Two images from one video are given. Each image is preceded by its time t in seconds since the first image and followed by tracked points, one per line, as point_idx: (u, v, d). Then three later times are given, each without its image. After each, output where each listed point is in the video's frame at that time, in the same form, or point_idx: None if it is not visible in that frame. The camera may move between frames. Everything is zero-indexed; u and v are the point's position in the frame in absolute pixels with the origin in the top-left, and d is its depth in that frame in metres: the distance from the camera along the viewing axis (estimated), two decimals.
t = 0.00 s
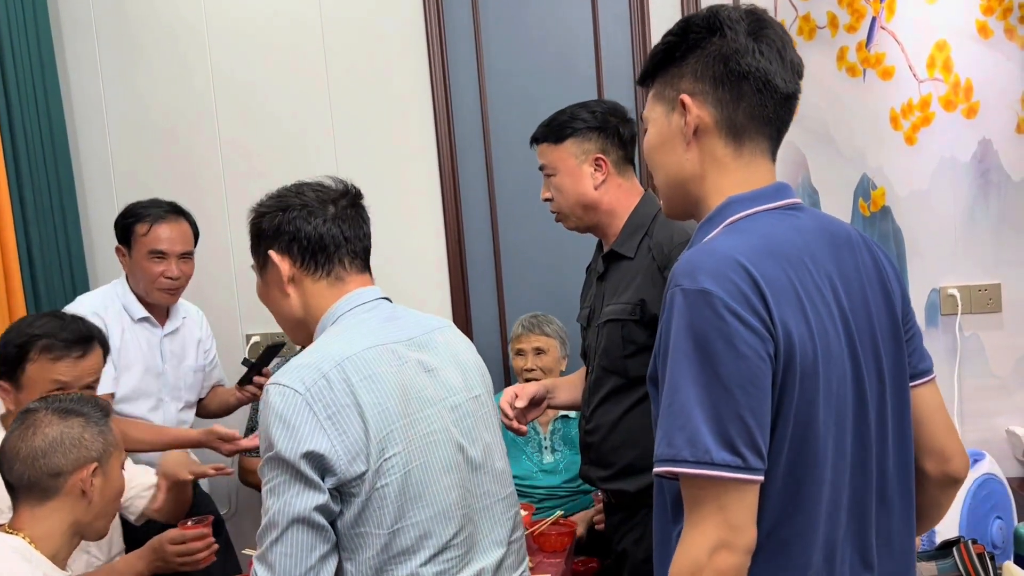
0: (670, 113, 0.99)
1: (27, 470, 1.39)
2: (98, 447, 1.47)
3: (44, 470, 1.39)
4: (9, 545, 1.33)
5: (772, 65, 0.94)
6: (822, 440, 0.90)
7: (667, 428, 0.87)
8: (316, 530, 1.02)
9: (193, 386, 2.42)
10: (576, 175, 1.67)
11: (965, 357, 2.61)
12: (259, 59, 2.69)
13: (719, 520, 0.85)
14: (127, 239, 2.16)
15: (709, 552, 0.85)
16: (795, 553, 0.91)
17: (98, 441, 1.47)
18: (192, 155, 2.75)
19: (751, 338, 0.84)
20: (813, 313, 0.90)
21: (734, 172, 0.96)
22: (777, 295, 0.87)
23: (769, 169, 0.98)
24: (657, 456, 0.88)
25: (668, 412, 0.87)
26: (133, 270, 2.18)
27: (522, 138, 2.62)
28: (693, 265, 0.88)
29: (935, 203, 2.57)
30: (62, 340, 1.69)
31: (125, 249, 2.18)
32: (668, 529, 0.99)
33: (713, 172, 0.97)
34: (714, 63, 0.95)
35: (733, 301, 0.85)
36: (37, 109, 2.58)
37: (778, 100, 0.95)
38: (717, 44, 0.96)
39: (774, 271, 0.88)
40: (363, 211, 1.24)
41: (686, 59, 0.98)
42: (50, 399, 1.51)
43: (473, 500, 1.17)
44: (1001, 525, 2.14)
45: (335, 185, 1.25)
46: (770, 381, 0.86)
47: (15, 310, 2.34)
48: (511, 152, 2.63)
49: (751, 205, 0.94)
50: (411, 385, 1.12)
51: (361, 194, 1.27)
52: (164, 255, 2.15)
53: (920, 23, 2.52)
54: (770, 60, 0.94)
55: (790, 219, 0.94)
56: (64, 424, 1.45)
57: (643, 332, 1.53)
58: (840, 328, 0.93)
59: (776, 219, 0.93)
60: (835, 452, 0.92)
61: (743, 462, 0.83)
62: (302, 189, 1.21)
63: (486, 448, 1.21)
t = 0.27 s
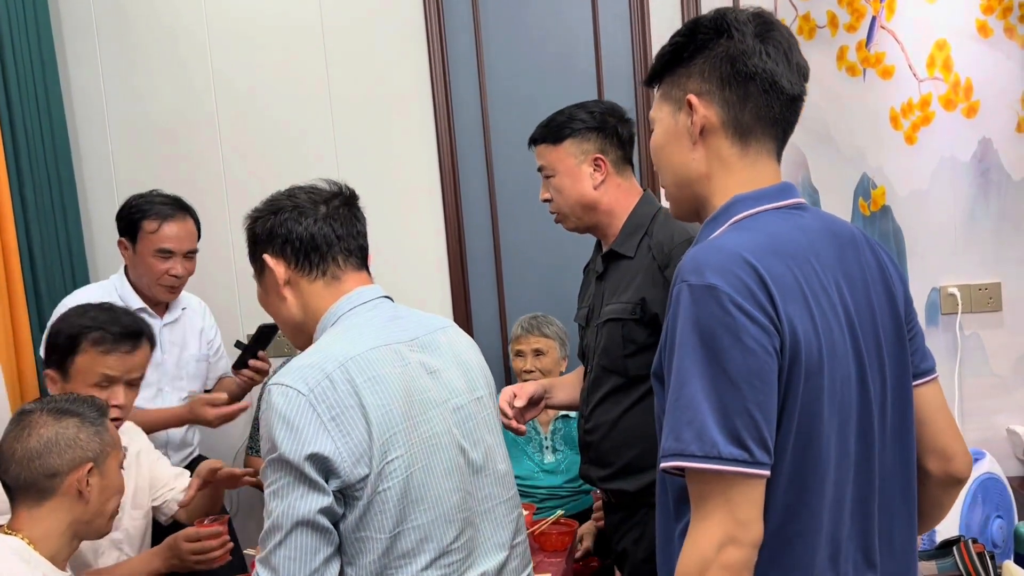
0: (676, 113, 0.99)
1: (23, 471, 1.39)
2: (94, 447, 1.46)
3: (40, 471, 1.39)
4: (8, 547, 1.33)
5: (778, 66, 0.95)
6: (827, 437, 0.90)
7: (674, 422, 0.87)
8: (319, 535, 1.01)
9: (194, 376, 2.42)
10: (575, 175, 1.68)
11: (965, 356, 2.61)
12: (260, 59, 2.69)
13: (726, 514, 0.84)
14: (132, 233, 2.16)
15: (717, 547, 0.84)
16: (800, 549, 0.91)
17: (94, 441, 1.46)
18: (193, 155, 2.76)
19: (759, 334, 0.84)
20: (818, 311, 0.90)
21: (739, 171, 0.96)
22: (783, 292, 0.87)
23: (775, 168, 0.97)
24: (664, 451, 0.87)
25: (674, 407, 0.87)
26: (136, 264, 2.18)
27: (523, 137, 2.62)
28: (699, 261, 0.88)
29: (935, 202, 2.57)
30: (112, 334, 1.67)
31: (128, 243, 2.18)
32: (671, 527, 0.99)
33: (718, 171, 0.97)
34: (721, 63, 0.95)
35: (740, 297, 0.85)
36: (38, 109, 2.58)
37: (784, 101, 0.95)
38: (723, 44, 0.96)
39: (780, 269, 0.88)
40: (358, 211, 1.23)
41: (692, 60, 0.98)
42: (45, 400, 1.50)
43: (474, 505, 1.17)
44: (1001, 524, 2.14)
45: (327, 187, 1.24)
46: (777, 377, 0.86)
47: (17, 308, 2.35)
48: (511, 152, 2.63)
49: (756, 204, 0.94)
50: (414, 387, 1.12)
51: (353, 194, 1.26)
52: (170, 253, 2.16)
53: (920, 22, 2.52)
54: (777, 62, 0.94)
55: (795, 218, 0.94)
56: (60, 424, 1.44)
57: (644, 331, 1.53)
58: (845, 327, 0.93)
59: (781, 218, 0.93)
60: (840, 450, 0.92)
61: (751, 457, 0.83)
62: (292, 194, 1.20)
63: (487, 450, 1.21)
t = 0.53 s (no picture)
0: (678, 111, 0.99)
1: (20, 470, 1.39)
2: (91, 446, 1.45)
3: (36, 469, 1.39)
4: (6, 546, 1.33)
5: (781, 67, 0.95)
6: (828, 434, 0.90)
7: (677, 418, 0.86)
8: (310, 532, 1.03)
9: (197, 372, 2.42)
10: (574, 175, 1.68)
11: (966, 354, 2.61)
12: (261, 59, 2.69)
13: (729, 510, 0.84)
14: (131, 232, 2.16)
15: (719, 543, 0.84)
16: (802, 546, 0.91)
17: (91, 441, 1.45)
18: (194, 155, 2.76)
19: (762, 331, 0.84)
20: (821, 309, 0.90)
21: (741, 170, 0.96)
22: (785, 289, 0.87)
23: (776, 167, 0.98)
24: (666, 446, 0.87)
25: (677, 402, 0.87)
26: (138, 263, 2.17)
27: (523, 137, 2.62)
28: (703, 258, 0.88)
29: (936, 201, 2.57)
30: (145, 318, 1.60)
31: (128, 241, 2.17)
32: (674, 526, 0.99)
33: (719, 169, 0.97)
34: (724, 63, 0.95)
35: (743, 293, 0.85)
36: (40, 108, 2.59)
37: (786, 101, 0.95)
38: (727, 44, 0.96)
39: (783, 266, 0.88)
40: (367, 210, 1.23)
41: (696, 59, 0.98)
42: (46, 399, 1.50)
43: (477, 508, 1.15)
44: (1002, 522, 2.14)
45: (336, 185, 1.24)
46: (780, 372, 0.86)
47: (18, 307, 2.36)
48: (512, 151, 2.63)
49: (759, 202, 0.94)
50: (415, 387, 1.11)
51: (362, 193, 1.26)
52: (173, 251, 2.17)
53: (920, 21, 2.51)
54: (780, 62, 0.95)
55: (797, 217, 0.94)
56: (57, 423, 1.44)
57: (643, 329, 1.53)
58: (847, 326, 0.93)
59: (784, 216, 0.93)
60: (842, 447, 0.92)
61: (753, 452, 0.83)
62: (301, 192, 1.19)
63: (491, 451, 1.19)
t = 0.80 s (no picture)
0: (678, 112, 0.98)
1: (9, 471, 1.36)
2: (82, 448, 1.40)
3: (25, 471, 1.35)
4: None
5: (780, 69, 0.95)
6: (829, 433, 0.89)
7: (680, 418, 0.86)
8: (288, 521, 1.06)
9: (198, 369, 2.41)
10: (574, 174, 1.68)
11: (967, 354, 2.60)
12: (261, 58, 2.69)
13: (733, 510, 0.84)
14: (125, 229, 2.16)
15: (724, 542, 0.84)
16: (804, 546, 0.91)
17: (82, 443, 1.41)
18: (194, 154, 2.76)
19: (764, 329, 0.84)
20: (821, 306, 0.90)
21: (740, 172, 0.96)
22: (786, 287, 0.87)
23: (775, 168, 0.97)
24: (670, 446, 0.87)
25: (680, 401, 0.87)
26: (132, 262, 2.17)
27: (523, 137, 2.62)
28: (704, 257, 0.88)
29: (937, 200, 2.57)
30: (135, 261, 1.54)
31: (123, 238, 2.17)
32: (676, 527, 0.99)
33: (718, 170, 0.97)
34: (724, 65, 0.95)
35: (743, 290, 0.85)
36: (40, 107, 2.59)
37: (785, 103, 0.95)
38: (727, 46, 0.96)
39: (783, 265, 0.88)
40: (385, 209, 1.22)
41: (696, 60, 0.98)
42: (39, 400, 1.46)
43: (476, 514, 1.12)
44: (1003, 523, 2.14)
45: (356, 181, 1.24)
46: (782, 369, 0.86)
47: (18, 306, 2.36)
48: (512, 151, 2.63)
49: (759, 203, 0.94)
50: (411, 388, 1.08)
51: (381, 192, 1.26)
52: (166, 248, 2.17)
53: (921, 20, 2.51)
54: (779, 64, 0.94)
55: (797, 217, 0.94)
56: (47, 425, 1.40)
57: (642, 328, 1.53)
58: (847, 326, 0.93)
59: (785, 216, 0.93)
60: (843, 448, 0.92)
61: (757, 451, 0.83)
62: (321, 183, 1.19)
63: (490, 457, 1.15)
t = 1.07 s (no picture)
0: (678, 112, 0.98)
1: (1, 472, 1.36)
2: (74, 449, 1.40)
3: (17, 472, 1.35)
4: None
5: (781, 73, 0.95)
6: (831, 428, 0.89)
7: (682, 410, 0.86)
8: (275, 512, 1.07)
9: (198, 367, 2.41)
10: (575, 173, 1.67)
11: (969, 353, 2.60)
12: (261, 57, 2.69)
13: (736, 504, 0.84)
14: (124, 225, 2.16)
15: (727, 535, 0.83)
16: (808, 541, 0.90)
17: (74, 444, 1.40)
18: (195, 153, 2.76)
19: (765, 321, 0.84)
20: (822, 302, 0.89)
21: (739, 172, 0.96)
22: (787, 281, 0.87)
23: (774, 168, 0.97)
24: (672, 439, 0.87)
25: (682, 394, 0.86)
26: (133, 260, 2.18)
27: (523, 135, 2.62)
28: (705, 251, 0.88)
29: (939, 199, 2.56)
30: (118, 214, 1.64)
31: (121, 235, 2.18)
32: (677, 524, 0.99)
33: (717, 169, 0.96)
34: (725, 67, 0.95)
35: (743, 282, 0.85)
36: (40, 106, 2.59)
37: (784, 107, 0.95)
38: (729, 49, 0.96)
39: (784, 260, 0.88)
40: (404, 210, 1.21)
41: (698, 61, 0.97)
42: (32, 401, 1.45)
43: (468, 520, 1.10)
44: (1005, 522, 2.14)
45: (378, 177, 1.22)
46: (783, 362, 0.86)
47: (19, 305, 2.36)
48: (513, 149, 2.63)
49: (759, 200, 0.93)
50: (406, 389, 1.07)
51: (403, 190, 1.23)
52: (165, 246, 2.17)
53: (923, 19, 2.50)
54: (780, 68, 0.94)
55: (797, 214, 0.94)
56: (39, 426, 1.39)
57: (643, 327, 1.53)
58: (847, 321, 0.92)
59: (786, 213, 0.93)
60: (844, 443, 0.92)
61: (759, 444, 0.83)
62: (342, 175, 1.18)
63: (487, 462, 1.13)
